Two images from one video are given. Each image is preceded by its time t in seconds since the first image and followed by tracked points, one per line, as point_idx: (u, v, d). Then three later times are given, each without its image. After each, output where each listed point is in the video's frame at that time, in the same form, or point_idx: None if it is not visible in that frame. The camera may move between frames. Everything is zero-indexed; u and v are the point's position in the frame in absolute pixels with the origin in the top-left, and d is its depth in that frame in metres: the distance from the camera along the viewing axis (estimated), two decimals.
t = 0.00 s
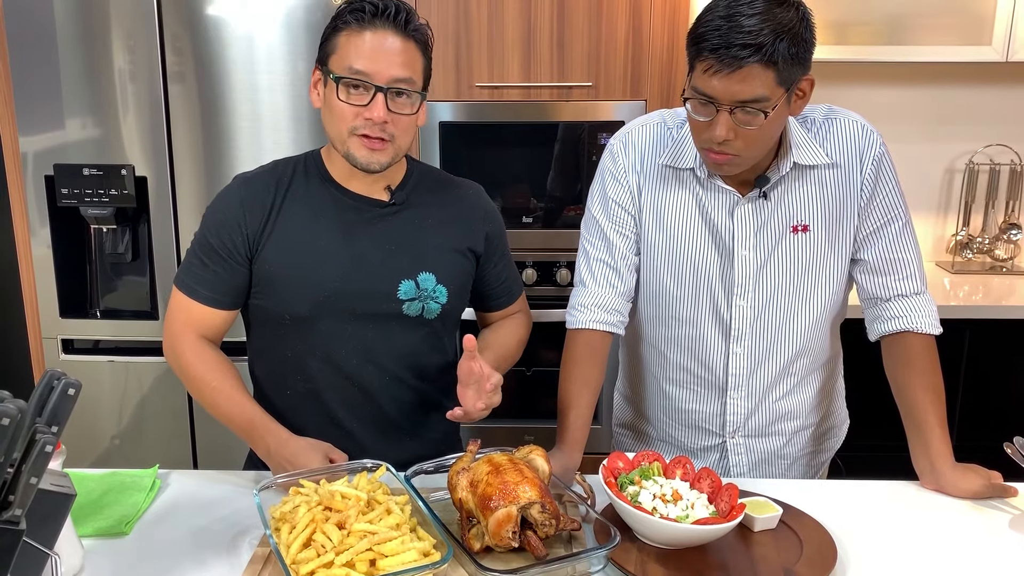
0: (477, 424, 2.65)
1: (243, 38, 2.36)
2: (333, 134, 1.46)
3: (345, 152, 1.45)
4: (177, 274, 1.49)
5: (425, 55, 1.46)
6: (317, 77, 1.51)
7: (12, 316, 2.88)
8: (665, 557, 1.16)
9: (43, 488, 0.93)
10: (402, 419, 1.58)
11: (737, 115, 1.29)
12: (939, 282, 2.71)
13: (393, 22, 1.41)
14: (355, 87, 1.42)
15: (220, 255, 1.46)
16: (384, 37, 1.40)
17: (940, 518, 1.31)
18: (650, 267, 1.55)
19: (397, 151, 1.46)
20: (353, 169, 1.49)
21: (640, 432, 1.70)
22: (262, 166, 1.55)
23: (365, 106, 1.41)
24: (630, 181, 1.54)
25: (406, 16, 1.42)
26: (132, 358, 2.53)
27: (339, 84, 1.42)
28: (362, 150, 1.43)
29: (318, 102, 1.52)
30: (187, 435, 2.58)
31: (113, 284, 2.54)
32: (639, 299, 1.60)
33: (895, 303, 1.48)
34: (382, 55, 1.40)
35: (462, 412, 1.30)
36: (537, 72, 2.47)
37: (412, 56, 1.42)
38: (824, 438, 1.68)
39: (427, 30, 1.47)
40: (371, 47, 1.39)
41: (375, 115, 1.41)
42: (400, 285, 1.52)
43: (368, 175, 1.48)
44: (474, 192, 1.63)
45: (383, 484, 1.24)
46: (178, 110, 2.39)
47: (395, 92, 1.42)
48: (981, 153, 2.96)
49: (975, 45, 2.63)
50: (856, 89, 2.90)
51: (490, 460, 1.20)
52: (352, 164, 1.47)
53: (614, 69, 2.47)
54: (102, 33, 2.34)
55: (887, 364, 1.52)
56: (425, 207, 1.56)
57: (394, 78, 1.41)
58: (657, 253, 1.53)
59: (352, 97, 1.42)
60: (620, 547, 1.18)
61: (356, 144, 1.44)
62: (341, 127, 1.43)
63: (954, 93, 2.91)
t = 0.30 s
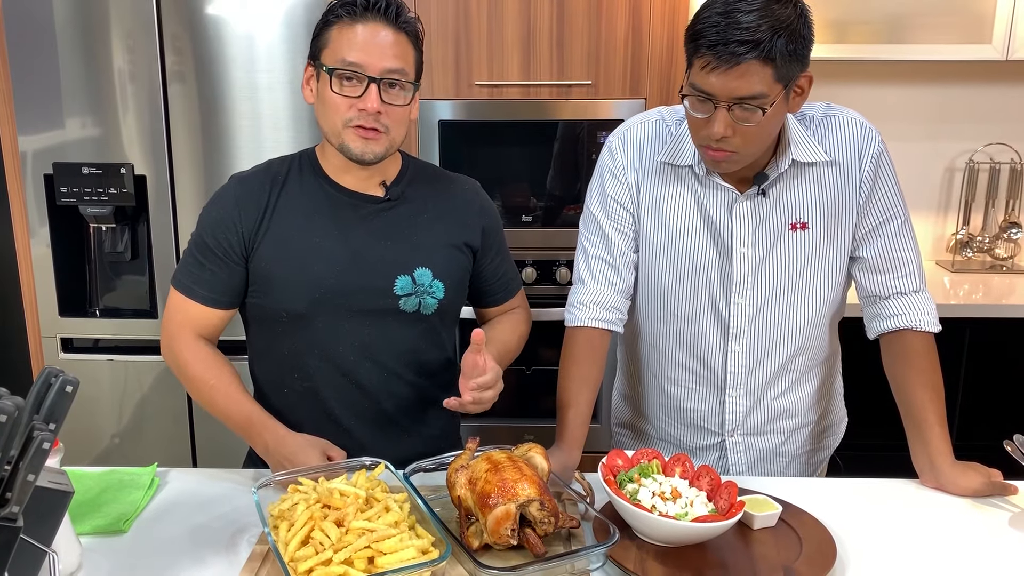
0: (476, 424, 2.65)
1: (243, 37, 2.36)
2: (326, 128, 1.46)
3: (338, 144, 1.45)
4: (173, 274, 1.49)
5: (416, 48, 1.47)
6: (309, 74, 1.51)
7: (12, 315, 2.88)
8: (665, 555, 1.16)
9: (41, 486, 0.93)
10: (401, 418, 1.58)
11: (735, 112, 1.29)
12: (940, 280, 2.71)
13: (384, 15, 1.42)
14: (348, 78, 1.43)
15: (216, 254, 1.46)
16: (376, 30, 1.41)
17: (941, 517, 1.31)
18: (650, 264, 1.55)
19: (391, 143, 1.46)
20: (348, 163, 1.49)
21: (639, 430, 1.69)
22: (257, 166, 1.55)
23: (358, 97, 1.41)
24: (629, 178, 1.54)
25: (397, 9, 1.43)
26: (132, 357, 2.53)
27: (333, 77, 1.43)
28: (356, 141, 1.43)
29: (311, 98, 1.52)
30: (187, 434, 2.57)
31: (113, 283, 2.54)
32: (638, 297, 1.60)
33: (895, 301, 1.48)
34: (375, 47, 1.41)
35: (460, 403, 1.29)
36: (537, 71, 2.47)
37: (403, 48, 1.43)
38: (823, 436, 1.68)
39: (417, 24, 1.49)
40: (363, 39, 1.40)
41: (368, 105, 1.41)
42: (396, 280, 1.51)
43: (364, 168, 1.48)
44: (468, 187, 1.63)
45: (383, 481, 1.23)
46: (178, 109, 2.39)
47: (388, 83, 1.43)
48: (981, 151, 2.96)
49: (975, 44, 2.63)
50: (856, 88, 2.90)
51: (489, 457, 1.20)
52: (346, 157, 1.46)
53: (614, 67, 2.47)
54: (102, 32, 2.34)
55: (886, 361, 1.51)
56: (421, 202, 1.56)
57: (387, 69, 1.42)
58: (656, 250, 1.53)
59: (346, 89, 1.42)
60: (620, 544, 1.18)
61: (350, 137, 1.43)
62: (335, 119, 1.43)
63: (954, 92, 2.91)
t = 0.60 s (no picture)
0: (477, 423, 2.65)
1: (243, 36, 2.36)
2: (324, 123, 1.45)
3: (337, 139, 1.44)
4: (173, 273, 1.48)
5: (413, 43, 1.47)
6: (308, 69, 1.51)
7: (12, 315, 2.87)
8: (667, 554, 1.16)
9: (41, 483, 0.93)
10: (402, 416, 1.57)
11: (738, 109, 1.28)
12: (942, 280, 2.71)
13: (382, 10, 1.42)
14: (347, 73, 1.43)
15: (216, 252, 1.46)
16: (374, 25, 1.41)
17: (944, 516, 1.31)
18: (652, 262, 1.54)
19: (391, 137, 1.46)
20: (347, 158, 1.49)
21: (642, 429, 1.69)
22: (256, 166, 1.55)
23: (357, 92, 1.41)
24: (631, 176, 1.53)
25: (395, 4, 1.43)
26: (132, 356, 2.53)
27: (331, 72, 1.42)
28: (355, 135, 1.43)
29: (309, 94, 1.52)
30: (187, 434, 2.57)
31: (113, 282, 2.53)
32: (640, 295, 1.60)
33: (897, 299, 1.47)
34: (373, 42, 1.41)
35: (443, 336, 1.35)
36: (538, 70, 2.47)
37: (402, 43, 1.43)
38: (826, 435, 1.67)
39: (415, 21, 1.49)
40: (362, 35, 1.40)
41: (367, 100, 1.41)
42: (397, 275, 1.51)
43: (363, 163, 1.48)
44: (467, 183, 1.63)
45: (383, 480, 1.23)
46: (178, 108, 2.38)
47: (386, 78, 1.43)
48: (983, 150, 2.95)
49: (977, 42, 2.62)
50: (857, 87, 2.89)
51: (490, 456, 1.20)
52: (345, 152, 1.46)
53: (615, 66, 2.46)
54: (102, 31, 2.34)
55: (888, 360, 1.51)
56: (422, 199, 1.55)
57: (385, 64, 1.41)
58: (659, 248, 1.53)
59: (344, 84, 1.42)
60: (622, 543, 1.18)
61: (348, 131, 1.43)
62: (333, 113, 1.43)
63: (955, 91, 2.91)
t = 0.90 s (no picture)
0: (478, 423, 2.65)
1: (243, 36, 2.35)
2: (325, 126, 1.45)
3: (339, 141, 1.44)
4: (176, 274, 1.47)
5: (413, 44, 1.47)
6: (308, 71, 1.50)
7: (12, 316, 2.87)
8: (667, 556, 1.16)
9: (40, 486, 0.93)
10: (402, 416, 1.57)
11: (738, 111, 1.28)
12: (942, 281, 2.70)
13: (381, 12, 1.42)
14: (347, 75, 1.42)
15: (220, 251, 1.45)
16: (374, 27, 1.41)
17: (944, 517, 1.30)
18: (652, 264, 1.54)
19: (391, 138, 1.45)
20: (348, 158, 1.49)
21: (642, 431, 1.69)
22: (258, 166, 1.55)
23: (357, 94, 1.41)
24: (632, 178, 1.53)
25: (394, 6, 1.43)
26: (132, 357, 2.53)
27: (331, 74, 1.42)
28: (356, 138, 1.43)
29: (310, 96, 1.51)
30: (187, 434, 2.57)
31: (113, 283, 2.53)
32: (641, 297, 1.59)
33: (898, 300, 1.47)
34: (373, 44, 1.40)
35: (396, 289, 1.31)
36: (538, 71, 2.47)
37: (401, 45, 1.43)
38: (826, 437, 1.67)
39: (414, 22, 1.49)
40: (361, 37, 1.40)
41: (367, 102, 1.40)
42: (399, 274, 1.51)
43: (364, 162, 1.47)
44: (467, 182, 1.62)
45: (383, 482, 1.23)
46: (178, 109, 2.38)
47: (386, 79, 1.42)
48: (984, 151, 2.95)
49: (978, 43, 2.62)
50: (858, 88, 2.89)
51: (490, 458, 1.20)
52: (347, 153, 1.46)
53: (616, 67, 2.46)
54: (102, 31, 2.33)
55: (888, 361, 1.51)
56: (422, 198, 1.55)
57: (385, 65, 1.41)
58: (659, 250, 1.53)
59: (345, 86, 1.42)
60: (622, 545, 1.18)
61: (349, 132, 1.43)
62: (334, 116, 1.42)
63: (956, 92, 2.90)
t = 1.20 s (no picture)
0: (478, 424, 2.65)
1: (243, 37, 2.35)
2: (330, 122, 1.45)
3: (343, 138, 1.44)
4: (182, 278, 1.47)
5: (417, 44, 1.47)
6: (313, 71, 1.50)
7: (13, 317, 2.87)
8: (668, 558, 1.15)
9: (41, 488, 0.93)
10: (404, 417, 1.57)
11: (738, 114, 1.28)
12: (943, 282, 2.70)
13: (386, 12, 1.42)
14: (353, 72, 1.42)
15: (226, 255, 1.45)
16: (379, 26, 1.41)
17: (944, 519, 1.30)
18: (652, 266, 1.54)
19: (395, 137, 1.45)
20: (351, 158, 1.49)
21: (643, 432, 1.69)
22: (260, 168, 1.55)
23: (364, 90, 1.41)
24: (632, 180, 1.53)
25: (398, 5, 1.44)
26: (133, 358, 2.53)
27: (337, 71, 1.42)
28: (361, 134, 1.43)
29: (314, 96, 1.52)
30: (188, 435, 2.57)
31: (114, 284, 2.53)
32: (641, 298, 1.60)
33: (899, 302, 1.47)
34: (379, 43, 1.41)
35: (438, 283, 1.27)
36: (539, 72, 2.47)
37: (405, 44, 1.43)
38: (827, 438, 1.67)
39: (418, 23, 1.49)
40: (366, 35, 1.40)
41: (373, 97, 1.40)
42: (402, 276, 1.51)
43: (367, 161, 1.47)
44: (468, 183, 1.63)
45: (383, 484, 1.23)
46: (179, 109, 2.38)
47: (391, 77, 1.42)
48: (984, 152, 2.95)
49: (978, 44, 2.62)
50: (858, 88, 2.89)
51: (490, 460, 1.20)
52: (350, 150, 1.45)
53: (616, 67, 2.46)
54: (102, 32, 2.33)
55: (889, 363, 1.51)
56: (424, 199, 1.55)
57: (390, 63, 1.41)
58: (660, 252, 1.53)
59: (350, 82, 1.42)
60: (622, 547, 1.18)
61: (355, 129, 1.43)
62: (340, 112, 1.42)
63: (956, 92, 2.90)
